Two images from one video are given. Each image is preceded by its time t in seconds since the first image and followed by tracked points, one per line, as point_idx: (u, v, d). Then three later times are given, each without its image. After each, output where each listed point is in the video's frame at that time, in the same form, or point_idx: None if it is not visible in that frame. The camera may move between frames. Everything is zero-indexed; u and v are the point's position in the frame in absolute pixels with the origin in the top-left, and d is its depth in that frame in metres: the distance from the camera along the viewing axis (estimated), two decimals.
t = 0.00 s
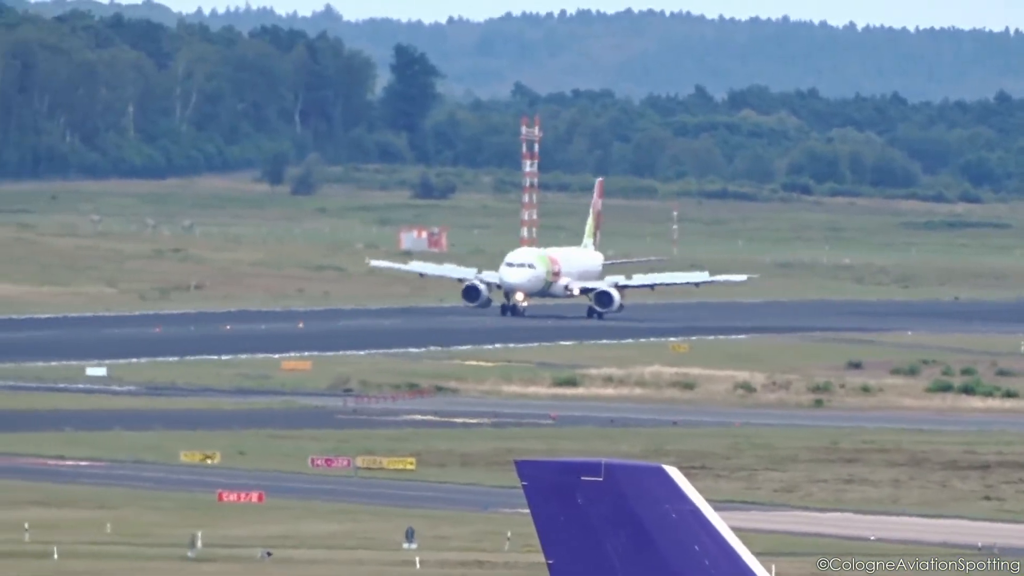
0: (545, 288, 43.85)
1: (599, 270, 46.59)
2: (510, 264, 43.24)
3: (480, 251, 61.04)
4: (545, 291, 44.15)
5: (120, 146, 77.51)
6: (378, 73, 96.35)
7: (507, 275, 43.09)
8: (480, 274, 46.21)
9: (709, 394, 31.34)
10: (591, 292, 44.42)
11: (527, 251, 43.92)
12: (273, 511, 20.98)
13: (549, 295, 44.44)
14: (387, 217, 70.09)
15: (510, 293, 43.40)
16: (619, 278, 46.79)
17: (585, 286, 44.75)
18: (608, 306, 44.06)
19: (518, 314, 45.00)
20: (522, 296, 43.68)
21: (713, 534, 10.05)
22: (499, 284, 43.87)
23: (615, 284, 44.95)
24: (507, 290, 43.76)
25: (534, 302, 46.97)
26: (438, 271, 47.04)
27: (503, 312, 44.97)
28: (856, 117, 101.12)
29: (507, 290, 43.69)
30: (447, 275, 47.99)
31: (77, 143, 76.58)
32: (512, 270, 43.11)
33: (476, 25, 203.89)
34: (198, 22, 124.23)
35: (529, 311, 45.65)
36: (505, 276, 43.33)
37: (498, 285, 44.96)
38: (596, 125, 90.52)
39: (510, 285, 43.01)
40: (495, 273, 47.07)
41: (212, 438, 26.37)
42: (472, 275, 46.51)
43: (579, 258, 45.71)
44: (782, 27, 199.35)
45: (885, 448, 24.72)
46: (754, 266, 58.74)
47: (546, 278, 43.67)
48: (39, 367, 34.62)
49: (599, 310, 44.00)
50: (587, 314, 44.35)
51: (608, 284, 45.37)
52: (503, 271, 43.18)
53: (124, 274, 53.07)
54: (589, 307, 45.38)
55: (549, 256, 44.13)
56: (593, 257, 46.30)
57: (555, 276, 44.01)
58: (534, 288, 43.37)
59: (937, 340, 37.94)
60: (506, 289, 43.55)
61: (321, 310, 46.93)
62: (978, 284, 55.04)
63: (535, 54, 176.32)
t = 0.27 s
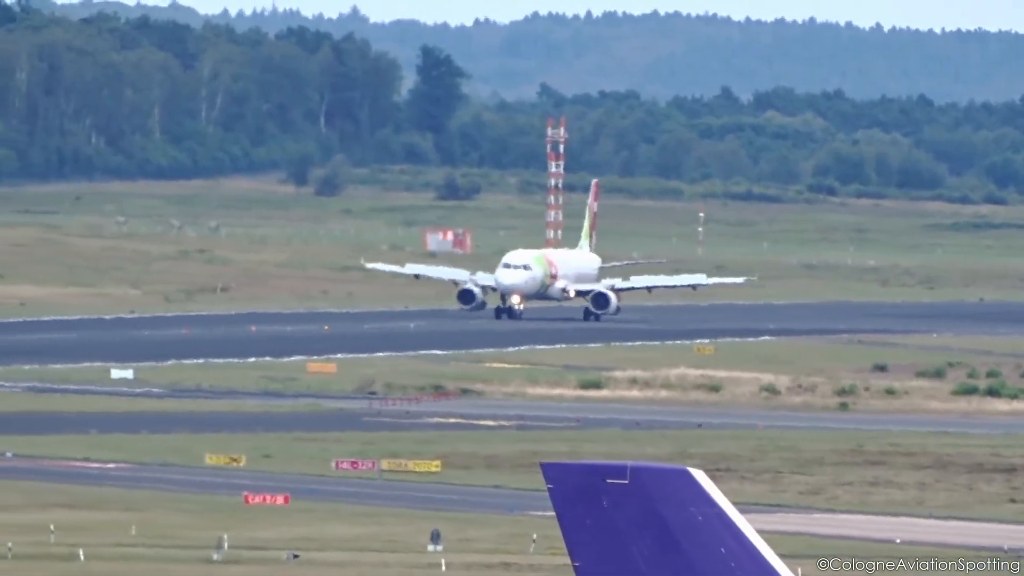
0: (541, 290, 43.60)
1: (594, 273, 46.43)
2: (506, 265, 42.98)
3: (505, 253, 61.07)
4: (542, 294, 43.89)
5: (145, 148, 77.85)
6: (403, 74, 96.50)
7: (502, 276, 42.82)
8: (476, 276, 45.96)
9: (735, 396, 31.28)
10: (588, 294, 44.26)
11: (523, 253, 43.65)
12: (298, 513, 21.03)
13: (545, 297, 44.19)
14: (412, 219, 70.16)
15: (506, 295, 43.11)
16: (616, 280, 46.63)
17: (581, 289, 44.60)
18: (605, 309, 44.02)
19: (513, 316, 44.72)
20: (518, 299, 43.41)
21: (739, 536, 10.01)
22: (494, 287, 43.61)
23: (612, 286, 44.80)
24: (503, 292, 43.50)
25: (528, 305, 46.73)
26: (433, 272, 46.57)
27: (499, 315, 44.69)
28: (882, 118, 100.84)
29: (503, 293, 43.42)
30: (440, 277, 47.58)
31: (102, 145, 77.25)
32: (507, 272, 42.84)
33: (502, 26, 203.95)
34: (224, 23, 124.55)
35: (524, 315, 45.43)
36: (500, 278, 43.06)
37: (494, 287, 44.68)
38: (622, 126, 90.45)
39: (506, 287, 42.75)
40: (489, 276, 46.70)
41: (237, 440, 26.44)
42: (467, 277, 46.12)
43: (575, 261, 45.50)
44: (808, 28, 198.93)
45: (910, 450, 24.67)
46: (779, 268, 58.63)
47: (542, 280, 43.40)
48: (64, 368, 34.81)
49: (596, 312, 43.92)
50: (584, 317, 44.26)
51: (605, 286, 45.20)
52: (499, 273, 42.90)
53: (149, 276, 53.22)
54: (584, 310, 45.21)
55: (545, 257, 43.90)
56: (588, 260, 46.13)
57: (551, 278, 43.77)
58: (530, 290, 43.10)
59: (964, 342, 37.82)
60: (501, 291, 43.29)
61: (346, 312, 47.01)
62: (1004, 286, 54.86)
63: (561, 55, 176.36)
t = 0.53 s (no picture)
0: (541, 292, 43.38)
1: (594, 275, 46.23)
2: (505, 267, 42.71)
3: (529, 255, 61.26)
4: (541, 295, 43.68)
5: (169, 150, 78.33)
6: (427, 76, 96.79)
7: (502, 279, 42.55)
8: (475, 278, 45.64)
9: (759, 398, 31.40)
10: (587, 296, 44.16)
11: (523, 255, 43.38)
12: (323, 515, 21.22)
13: (543, 299, 43.98)
14: (436, 221, 70.39)
15: (505, 297, 42.85)
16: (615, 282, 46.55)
17: (580, 291, 44.49)
18: (604, 311, 43.94)
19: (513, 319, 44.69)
20: (517, 301, 43.18)
21: (763, 538, 10.10)
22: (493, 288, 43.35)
23: (611, 289, 44.73)
24: (502, 294, 43.25)
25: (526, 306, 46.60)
26: (429, 274, 46.33)
27: (497, 317, 44.57)
28: (906, 121, 100.79)
29: (503, 295, 43.17)
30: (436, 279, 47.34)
31: (126, 147, 77.90)
32: (507, 274, 42.57)
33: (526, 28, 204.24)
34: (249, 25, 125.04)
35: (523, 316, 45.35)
36: (499, 280, 42.78)
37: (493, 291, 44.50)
38: (646, 128, 90.56)
39: (506, 289, 42.49)
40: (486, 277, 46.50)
41: (262, 441, 26.67)
42: (463, 279, 45.90)
43: (574, 262, 45.34)
44: (833, 30, 198.82)
45: (933, 451, 24.78)
46: (803, 270, 58.70)
47: (542, 282, 43.16)
48: (89, 370, 35.12)
49: (595, 314, 43.84)
50: (583, 319, 44.22)
51: (603, 288, 45.10)
52: (499, 275, 42.62)
53: (174, 277, 53.54)
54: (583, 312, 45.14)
55: (545, 260, 43.63)
56: (587, 261, 45.91)
57: (551, 280, 43.56)
58: (529, 293, 42.87)
59: (987, 344, 37.87)
60: (501, 293, 43.03)
61: (367, 314, 47.21)
62: None
63: (584, 57, 176.54)
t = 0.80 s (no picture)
0: (543, 295, 43.26)
1: (595, 277, 45.92)
2: (508, 271, 42.61)
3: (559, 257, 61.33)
4: (543, 299, 43.57)
5: (199, 152, 78.84)
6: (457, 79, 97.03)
7: (505, 282, 42.45)
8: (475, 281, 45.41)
9: (791, 401, 31.45)
10: (590, 299, 44.00)
11: (525, 258, 43.27)
12: (354, 517, 21.40)
13: (546, 302, 43.86)
14: (468, 224, 70.58)
15: (508, 301, 42.74)
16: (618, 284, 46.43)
17: (583, 294, 44.32)
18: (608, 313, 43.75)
19: (514, 322, 44.51)
20: (520, 304, 43.07)
21: (793, 539, 10.33)
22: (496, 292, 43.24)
23: (614, 291, 44.58)
24: (505, 298, 43.13)
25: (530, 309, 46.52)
26: (432, 278, 46.35)
27: (500, 321, 44.44)
28: (937, 123, 100.59)
29: (505, 298, 43.04)
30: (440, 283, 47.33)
31: (157, 149, 78.69)
32: (510, 277, 42.46)
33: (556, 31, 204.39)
34: (279, 29, 125.49)
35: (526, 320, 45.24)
36: (502, 283, 42.68)
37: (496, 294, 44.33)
38: (677, 130, 90.58)
39: (509, 293, 42.36)
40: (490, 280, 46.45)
41: (293, 444, 26.87)
42: (467, 283, 45.89)
43: (576, 264, 45.17)
44: (863, 33, 198.38)
45: (965, 454, 24.84)
46: (834, 272, 58.68)
47: (544, 285, 43.05)
48: (120, 372, 35.41)
49: (598, 318, 43.67)
50: (586, 322, 44.07)
51: (606, 291, 44.94)
52: (502, 279, 42.51)
53: (205, 280, 53.85)
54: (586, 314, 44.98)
55: (547, 263, 43.50)
56: (589, 263, 45.62)
57: (553, 283, 43.43)
58: (532, 296, 42.74)
59: (1019, 347, 37.84)
60: (504, 296, 42.91)
61: (397, 316, 47.37)
62: None
63: (614, 59, 176.57)
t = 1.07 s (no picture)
0: (549, 300, 43.51)
1: (600, 280, 46.01)
2: (513, 277, 42.90)
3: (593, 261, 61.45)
4: (549, 304, 43.81)
5: (234, 155, 79.30)
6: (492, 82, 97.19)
7: (510, 288, 42.73)
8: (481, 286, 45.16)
9: (824, 404, 31.49)
10: (594, 304, 44.10)
11: (529, 264, 43.56)
12: (388, 521, 21.58)
13: (552, 308, 44.05)
14: (501, 227, 70.76)
15: (514, 307, 43.00)
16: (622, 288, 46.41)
17: (587, 299, 44.37)
18: (611, 318, 43.75)
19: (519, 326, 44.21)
20: (526, 310, 43.30)
21: (827, 543, 10.40)
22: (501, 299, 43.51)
23: (619, 296, 44.55)
24: (510, 305, 43.38)
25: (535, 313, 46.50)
26: (438, 283, 46.34)
27: (504, 325, 44.40)
28: (972, 127, 100.29)
29: (511, 305, 43.30)
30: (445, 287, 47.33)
31: (191, 152, 79.12)
32: (515, 283, 42.75)
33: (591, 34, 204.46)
34: (315, 32, 125.95)
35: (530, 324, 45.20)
36: (507, 289, 42.96)
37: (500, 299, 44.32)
38: (711, 133, 90.56)
39: (514, 298, 42.64)
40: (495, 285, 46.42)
41: (329, 447, 27.09)
42: (472, 287, 45.88)
43: (581, 269, 45.25)
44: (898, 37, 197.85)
45: (999, 458, 24.86)
46: (868, 276, 58.61)
47: (549, 290, 43.31)
48: (155, 375, 35.72)
49: (603, 322, 43.70)
50: (591, 327, 44.11)
51: (611, 295, 44.93)
52: (506, 285, 42.80)
53: (239, 283, 54.15)
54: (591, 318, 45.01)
55: (551, 267, 43.78)
56: (593, 266, 45.72)
57: (558, 288, 43.69)
58: (537, 301, 42.98)
59: None
60: (509, 303, 43.18)
61: (429, 319, 47.55)
62: None
63: (649, 62, 176.55)
